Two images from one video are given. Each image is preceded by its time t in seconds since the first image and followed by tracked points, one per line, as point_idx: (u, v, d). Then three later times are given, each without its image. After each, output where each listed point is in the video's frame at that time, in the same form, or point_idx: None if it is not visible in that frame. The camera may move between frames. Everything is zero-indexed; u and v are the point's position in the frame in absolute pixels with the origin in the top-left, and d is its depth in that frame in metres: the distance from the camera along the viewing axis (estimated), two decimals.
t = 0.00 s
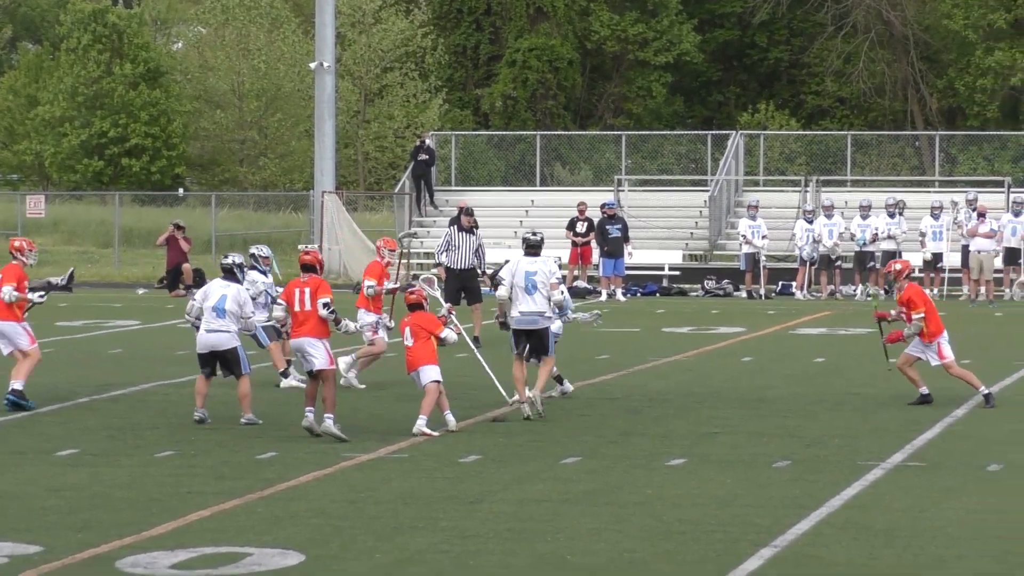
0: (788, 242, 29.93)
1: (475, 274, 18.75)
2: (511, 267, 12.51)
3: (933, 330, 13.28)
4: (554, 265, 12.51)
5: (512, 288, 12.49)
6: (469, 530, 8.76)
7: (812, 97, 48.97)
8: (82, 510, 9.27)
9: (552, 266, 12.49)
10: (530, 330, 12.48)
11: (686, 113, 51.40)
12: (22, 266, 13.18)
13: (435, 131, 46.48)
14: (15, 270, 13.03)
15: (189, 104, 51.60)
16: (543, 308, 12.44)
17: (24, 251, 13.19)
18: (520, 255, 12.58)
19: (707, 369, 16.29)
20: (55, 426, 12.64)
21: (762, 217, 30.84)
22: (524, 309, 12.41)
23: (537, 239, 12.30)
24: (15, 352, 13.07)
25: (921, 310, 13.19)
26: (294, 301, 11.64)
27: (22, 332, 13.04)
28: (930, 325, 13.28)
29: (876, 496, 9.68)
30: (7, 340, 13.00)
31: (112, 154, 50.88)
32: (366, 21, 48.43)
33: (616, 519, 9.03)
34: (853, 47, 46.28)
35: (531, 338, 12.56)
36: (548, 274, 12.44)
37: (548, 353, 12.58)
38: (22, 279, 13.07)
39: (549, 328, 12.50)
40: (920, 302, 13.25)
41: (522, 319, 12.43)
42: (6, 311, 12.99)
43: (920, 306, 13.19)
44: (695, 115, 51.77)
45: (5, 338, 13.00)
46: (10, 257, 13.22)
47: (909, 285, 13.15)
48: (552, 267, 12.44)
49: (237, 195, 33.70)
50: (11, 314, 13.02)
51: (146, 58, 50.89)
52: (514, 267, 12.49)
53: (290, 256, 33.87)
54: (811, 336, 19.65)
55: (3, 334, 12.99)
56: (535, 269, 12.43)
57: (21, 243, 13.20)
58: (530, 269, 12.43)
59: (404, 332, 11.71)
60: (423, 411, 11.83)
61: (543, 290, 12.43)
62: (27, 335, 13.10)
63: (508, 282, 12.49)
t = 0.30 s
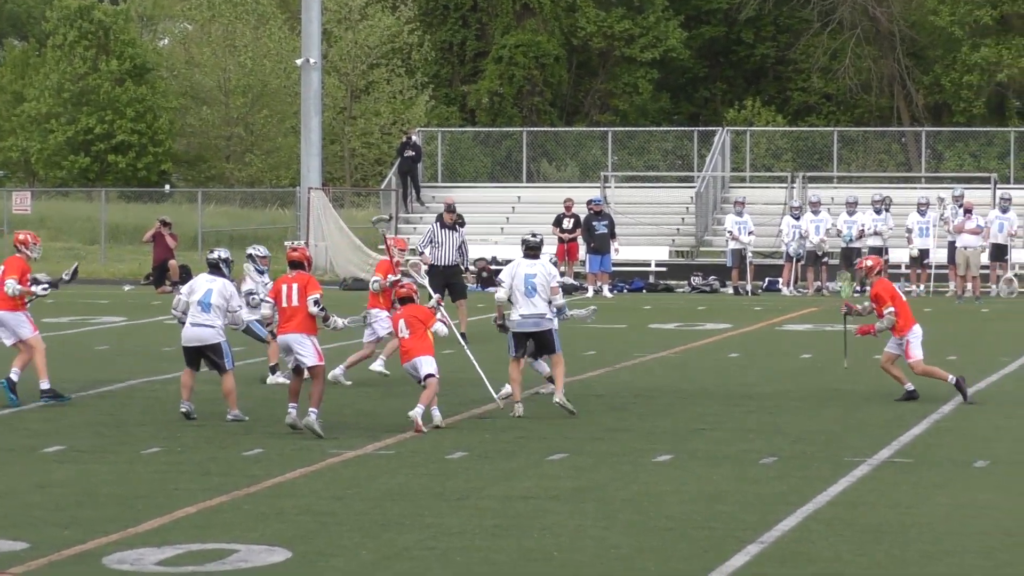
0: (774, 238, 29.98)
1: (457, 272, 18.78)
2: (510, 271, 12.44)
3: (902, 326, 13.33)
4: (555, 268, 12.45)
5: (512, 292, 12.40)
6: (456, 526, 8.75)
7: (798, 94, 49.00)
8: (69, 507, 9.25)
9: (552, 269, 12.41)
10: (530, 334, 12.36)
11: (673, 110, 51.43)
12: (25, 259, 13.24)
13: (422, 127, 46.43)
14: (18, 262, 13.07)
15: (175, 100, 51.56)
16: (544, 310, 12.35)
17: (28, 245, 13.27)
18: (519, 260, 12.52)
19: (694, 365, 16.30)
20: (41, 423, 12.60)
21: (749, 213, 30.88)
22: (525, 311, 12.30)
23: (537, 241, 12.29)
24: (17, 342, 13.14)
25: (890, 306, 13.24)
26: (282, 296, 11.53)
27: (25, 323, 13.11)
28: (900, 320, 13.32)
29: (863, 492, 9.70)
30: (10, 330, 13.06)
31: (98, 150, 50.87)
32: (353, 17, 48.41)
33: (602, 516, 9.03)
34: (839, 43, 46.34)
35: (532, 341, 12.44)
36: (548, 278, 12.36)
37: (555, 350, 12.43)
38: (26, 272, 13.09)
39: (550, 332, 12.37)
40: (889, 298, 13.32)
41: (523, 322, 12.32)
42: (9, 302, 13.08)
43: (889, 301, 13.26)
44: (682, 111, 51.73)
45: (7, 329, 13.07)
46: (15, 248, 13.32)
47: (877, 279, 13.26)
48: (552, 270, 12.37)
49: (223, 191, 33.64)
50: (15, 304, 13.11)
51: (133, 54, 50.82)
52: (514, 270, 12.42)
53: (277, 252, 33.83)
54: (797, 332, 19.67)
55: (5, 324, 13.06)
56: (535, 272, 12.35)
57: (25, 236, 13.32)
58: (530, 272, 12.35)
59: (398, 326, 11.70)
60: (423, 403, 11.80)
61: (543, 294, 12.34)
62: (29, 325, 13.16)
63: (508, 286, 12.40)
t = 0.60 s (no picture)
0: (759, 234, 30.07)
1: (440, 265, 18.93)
2: (514, 270, 12.40)
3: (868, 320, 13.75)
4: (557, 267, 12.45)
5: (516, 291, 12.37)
6: (441, 522, 8.76)
7: (783, 89, 49.05)
8: (54, 503, 9.24)
9: (556, 268, 12.41)
10: (533, 333, 12.39)
11: (657, 105, 51.50)
12: (33, 257, 13.37)
13: (407, 123, 46.49)
14: (28, 262, 13.22)
15: (160, 96, 51.44)
16: (547, 310, 12.37)
17: (36, 242, 13.41)
18: (522, 258, 12.49)
19: (678, 361, 16.31)
20: (27, 419, 12.58)
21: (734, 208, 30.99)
22: (528, 312, 12.31)
23: (539, 239, 12.30)
24: (27, 338, 13.35)
25: (857, 298, 13.72)
26: (268, 299, 11.49)
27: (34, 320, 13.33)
28: (865, 314, 13.80)
29: (847, 488, 9.73)
30: (17, 326, 13.27)
31: (83, 146, 50.83)
32: (337, 13, 48.42)
33: (587, 511, 9.05)
34: (824, 39, 46.43)
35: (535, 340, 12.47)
36: (552, 277, 12.37)
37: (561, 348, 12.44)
38: (34, 270, 13.27)
39: (553, 331, 12.41)
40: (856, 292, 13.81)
41: (526, 322, 12.33)
42: (15, 297, 13.27)
43: (856, 295, 13.73)
44: (667, 107, 51.79)
45: (16, 326, 13.28)
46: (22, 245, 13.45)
47: (847, 272, 13.64)
48: (555, 270, 12.37)
49: (208, 187, 33.60)
50: (20, 299, 13.28)
51: (117, 50, 50.62)
52: (518, 269, 12.38)
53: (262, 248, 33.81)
54: (781, 328, 19.72)
55: (14, 321, 13.27)
56: (540, 272, 12.34)
57: (32, 234, 13.43)
58: (535, 271, 12.34)
59: (389, 317, 11.76)
60: (419, 395, 12.10)
61: (546, 293, 12.36)
62: (36, 321, 13.36)
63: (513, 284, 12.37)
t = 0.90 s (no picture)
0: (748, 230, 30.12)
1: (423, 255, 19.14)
2: (522, 266, 12.39)
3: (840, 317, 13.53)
4: (563, 264, 12.53)
5: (525, 286, 12.38)
6: (430, 519, 8.75)
7: (772, 86, 49.08)
8: (44, 499, 9.22)
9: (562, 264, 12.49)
10: (542, 329, 12.42)
11: (647, 103, 51.50)
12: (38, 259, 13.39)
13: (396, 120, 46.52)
14: (34, 265, 13.26)
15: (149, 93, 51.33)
16: (556, 305, 12.41)
17: (40, 245, 13.37)
18: (527, 255, 12.50)
19: (667, 358, 16.30)
20: (15, 416, 12.54)
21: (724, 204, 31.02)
22: (539, 307, 12.33)
23: (547, 235, 12.41)
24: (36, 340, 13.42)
25: (833, 292, 13.45)
26: (259, 304, 11.45)
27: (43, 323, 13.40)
28: (840, 307, 13.56)
29: (836, 485, 9.73)
30: (28, 330, 13.33)
31: (72, 143, 50.80)
32: (327, 10, 48.38)
33: (576, 508, 9.04)
34: (814, 36, 46.46)
35: (542, 336, 12.49)
36: (560, 273, 12.46)
37: (568, 344, 12.46)
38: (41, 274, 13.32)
39: (561, 327, 12.46)
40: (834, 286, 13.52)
41: (535, 318, 12.35)
42: (24, 301, 13.27)
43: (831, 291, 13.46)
44: (656, 104, 51.82)
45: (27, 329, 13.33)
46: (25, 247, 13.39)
47: (824, 266, 13.41)
48: (563, 266, 12.45)
49: (197, 184, 33.54)
50: (26, 303, 13.25)
51: (106, 47, 50.61)
52: (526, 265, 12.39)
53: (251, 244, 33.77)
54: (770, 325, 19.72)
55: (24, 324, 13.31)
56: (549, 268, 12.38)
57: (36, 236, 13.39)
58: (544, 267, 12.37)
59: (382, 311, 11.76)
60: (408, 393, 12.09)
61: (555, 288, 12.41)
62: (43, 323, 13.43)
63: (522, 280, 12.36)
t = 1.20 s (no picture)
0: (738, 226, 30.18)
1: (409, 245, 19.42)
2: (536, 260, 12.34)
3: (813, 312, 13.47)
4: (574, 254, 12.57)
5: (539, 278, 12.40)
6: (422, 514, 8.74)
7: (762, 81, 49.12)
8: (34, 495, 9.20)
9: (573, 255, 12.54)
10: (556, 321, 12.47)
11: (637, 97, 51.52)
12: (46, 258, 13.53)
13: (386, 115, 46.54)
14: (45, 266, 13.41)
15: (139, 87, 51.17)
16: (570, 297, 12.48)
17: (48, 244, 13.45)
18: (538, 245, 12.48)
19: (658, 354, 16.29)
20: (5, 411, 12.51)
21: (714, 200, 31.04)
22: (554, 300, 12.41)
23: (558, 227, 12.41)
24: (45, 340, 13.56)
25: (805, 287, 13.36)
26: (248, 301, 11.43)
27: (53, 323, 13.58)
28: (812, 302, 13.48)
29: (826, 480, 9.74)
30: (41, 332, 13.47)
31: (61, 138, 50.72)
32: (316, 5, 48.31)
33: (567, 504, 9.03)
34: (804, 30, 46.52)
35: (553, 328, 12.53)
36: (571, 264, 12.49)
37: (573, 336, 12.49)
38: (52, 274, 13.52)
39: (573, 318, 12.53)
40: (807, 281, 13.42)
41: (551, 310, 12.42)
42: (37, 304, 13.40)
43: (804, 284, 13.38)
44: (645, 99, 51.88)
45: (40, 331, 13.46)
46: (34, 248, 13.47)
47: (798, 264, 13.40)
48: (575, 257, 12.50)
49: (187, 178, 33.47)
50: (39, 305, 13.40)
51: (95, 42, 50.64)
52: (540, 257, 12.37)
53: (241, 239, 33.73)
54: (760, 320, 19.71)
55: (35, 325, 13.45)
56: (562, 260, 12.40)
57: (45, 235, 13.47)
58: (557, 260, 12.38)
59: (376, 300, 11.75)
60: (397, 386, 12.03)
61: (569, 280, 12.47)
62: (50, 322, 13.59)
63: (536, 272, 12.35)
